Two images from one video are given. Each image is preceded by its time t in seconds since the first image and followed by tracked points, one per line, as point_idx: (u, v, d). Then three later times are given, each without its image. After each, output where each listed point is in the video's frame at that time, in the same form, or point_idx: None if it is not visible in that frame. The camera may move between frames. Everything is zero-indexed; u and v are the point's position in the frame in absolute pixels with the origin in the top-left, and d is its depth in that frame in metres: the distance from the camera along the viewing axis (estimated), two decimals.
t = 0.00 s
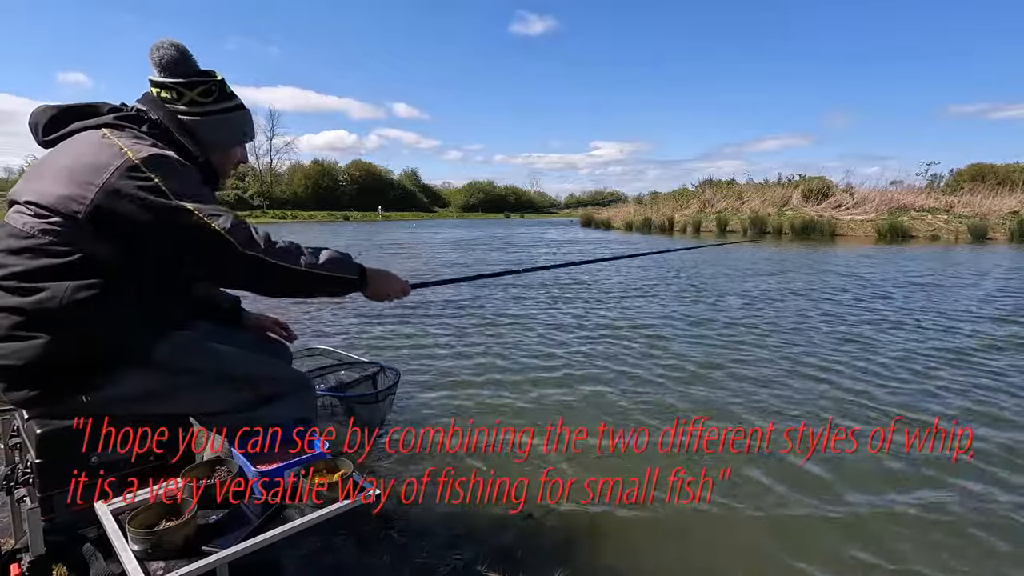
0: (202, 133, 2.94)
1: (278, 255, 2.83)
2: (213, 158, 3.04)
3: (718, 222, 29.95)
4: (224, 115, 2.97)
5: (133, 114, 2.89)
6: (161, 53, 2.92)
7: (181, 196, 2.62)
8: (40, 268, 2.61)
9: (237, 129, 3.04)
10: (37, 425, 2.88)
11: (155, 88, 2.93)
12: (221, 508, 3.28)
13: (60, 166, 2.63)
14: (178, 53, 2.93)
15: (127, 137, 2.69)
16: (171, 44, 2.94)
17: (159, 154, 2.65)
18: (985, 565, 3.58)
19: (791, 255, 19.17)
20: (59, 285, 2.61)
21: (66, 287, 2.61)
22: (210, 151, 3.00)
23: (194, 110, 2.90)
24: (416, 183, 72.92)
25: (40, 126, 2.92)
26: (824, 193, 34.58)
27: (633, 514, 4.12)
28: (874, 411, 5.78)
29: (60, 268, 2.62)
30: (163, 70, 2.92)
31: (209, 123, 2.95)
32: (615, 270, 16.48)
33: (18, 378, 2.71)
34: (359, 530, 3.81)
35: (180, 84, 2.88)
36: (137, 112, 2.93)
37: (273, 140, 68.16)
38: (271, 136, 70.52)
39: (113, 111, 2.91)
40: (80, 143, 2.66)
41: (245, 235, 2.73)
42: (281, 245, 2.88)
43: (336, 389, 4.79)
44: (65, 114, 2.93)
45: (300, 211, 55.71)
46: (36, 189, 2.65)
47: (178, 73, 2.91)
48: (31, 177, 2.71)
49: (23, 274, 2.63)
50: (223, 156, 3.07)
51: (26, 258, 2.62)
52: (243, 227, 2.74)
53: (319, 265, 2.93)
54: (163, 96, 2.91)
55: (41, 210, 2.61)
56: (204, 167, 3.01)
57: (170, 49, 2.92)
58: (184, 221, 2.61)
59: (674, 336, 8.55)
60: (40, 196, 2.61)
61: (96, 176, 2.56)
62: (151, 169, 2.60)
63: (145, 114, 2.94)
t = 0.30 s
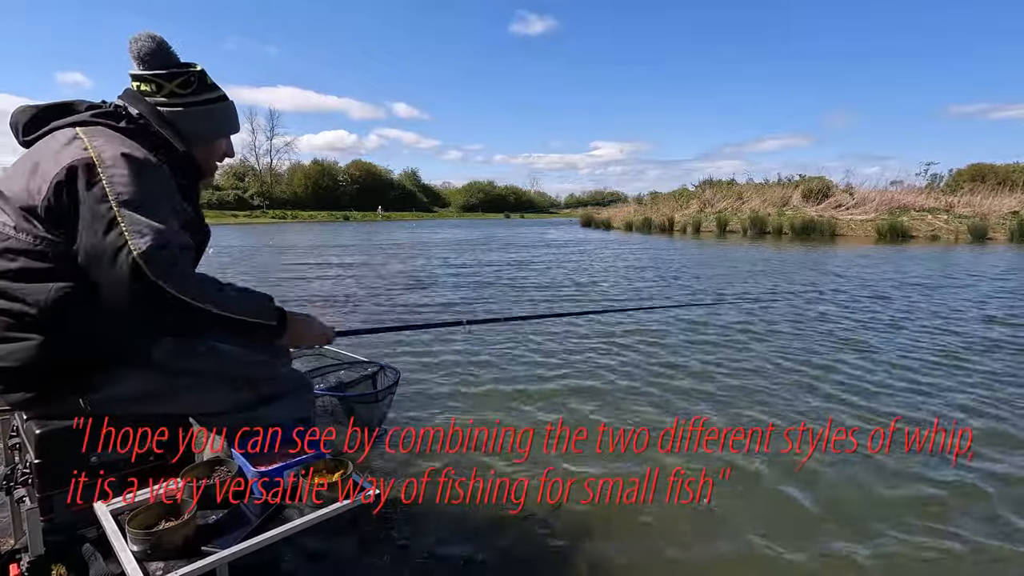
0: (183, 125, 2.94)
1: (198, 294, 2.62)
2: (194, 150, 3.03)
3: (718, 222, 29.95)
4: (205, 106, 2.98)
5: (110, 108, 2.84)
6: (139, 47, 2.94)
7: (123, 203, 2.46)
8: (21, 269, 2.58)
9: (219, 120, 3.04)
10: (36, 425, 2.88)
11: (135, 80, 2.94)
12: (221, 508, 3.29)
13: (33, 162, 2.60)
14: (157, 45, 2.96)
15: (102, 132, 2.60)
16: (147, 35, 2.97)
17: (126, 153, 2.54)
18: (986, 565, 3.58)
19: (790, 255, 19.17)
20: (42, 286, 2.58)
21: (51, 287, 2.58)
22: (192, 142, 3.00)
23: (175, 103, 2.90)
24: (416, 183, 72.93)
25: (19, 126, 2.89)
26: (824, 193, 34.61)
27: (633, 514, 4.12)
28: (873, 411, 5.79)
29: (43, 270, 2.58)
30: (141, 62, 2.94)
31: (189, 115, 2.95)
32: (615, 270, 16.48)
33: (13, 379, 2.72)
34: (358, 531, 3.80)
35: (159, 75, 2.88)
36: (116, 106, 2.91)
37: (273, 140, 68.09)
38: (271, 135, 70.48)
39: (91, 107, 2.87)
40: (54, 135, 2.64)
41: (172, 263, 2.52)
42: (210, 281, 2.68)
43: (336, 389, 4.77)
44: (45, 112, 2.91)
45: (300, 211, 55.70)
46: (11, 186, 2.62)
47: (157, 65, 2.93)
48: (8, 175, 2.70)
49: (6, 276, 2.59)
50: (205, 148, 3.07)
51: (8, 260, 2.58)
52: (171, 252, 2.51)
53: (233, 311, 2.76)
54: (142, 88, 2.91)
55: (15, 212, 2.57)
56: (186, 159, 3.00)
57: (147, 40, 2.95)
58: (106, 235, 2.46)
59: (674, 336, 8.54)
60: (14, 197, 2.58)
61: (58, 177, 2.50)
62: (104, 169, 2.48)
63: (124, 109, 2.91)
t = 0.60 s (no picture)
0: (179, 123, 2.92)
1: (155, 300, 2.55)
2: (188, 147, 3.02)
3: (718, 222, 29.94)
4: (200, 103, 2.97)
5: (104, 107, 2.83)
6: (134, 44, 2.94)
7: (94, 202, 2.44)
8: (11, 270, 2.59)
9: (214, 117, 3.04)
10: (35, 425, 2.87)
11: (129, 78, 2.93)
12: (220, 509, 3.30)
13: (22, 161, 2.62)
14: (151, 42, 2.96)
15: (90, 130, 2.60)
16: (141, 33, 2.96)
17: (110, 151, 2.54)
18: (986, 564, 3.57)
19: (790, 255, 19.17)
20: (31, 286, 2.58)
21: (41, 287, 2.57)
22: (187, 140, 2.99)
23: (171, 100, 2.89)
24: (416, 183, 72.94)
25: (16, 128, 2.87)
26: (824, 193, 34.62)
27: (633, 514, 4.11)
28: (874, 411, 5.78)
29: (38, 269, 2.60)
30: (136, 59, 2.93)
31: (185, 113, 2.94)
32: (615, 270, 16.48)
33: (8, 380, 2.73)
34: (358, 531, 3.80)
35: (153, 72, 2.87)
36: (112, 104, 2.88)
37: (273, 140, 68.04)
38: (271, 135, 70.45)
39: (85, 105, 2.86)
40: (43, 134, 2.66)
41: (135, 267, 2.47)
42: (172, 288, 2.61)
43: (336, 389, 4.76)
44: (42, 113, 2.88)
45: (300, 211, 55.70)
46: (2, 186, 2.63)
47: (151, 62, 2.93)
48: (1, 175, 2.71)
49: (0, 276, 2.60)
50: (199, 147, 3.06)
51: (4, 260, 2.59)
52: (132, 254, 2.46)
53: (192, 320, 2.68)
54: (136, 86, 2.91)
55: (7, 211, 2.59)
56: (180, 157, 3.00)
57: (141, 37, 2.95)
58: (69, 230, 2.42)
59: (674, 336, 8.54)
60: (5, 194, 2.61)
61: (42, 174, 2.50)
62: (82, 168, 2.47)
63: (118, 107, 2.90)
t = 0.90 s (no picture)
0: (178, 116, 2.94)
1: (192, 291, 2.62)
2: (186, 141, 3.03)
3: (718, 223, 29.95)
4: (198, 97, 2.97)
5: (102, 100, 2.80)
6: (129, 38, 2.92)
7: (128, 199, 2.47)
8: (21, 265, 2.56)
9: (212, 112, 3.05)
10: (33, 426, 2.86)
11: (125, 71, 2.93)
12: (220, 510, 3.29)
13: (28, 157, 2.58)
14: (148, 35, 2.95)
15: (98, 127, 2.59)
16: (138, 27, 2.96)
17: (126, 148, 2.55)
18: (986, 563, 3.56)
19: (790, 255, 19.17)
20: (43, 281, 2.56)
21: (54, 282, 2.56)
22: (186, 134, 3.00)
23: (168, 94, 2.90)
24: (416, 183, 72.97)
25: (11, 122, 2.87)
26: (824, 193, 34.61)
27: (634, 515, 4.10)
28: (874, 411, 5.77)
29: (43, 265, 2.56)
30: (132, 53, 2.93)
31: (182, 106, 2.95)
32: (615, 270, 16.47)
33: (8, 380, 2.66)
34: (358, 531, 3.79)
35: (149, 66, 2.87)
36: (109, 98, 2.88)
37: (273, 140, 68.05)
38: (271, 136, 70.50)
39: (82, 99, 2.85)
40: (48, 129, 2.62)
41: (176, 259, 2.54)
42: (202, 279, 2.67)
43: (336, 388, 4.75)
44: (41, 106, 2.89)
45: (300, 211, 55.72)
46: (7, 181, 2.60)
47: (147, 56, 2.93)
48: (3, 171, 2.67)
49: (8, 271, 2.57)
50: (197, 139, 3.07)
51: (10, 255, 2.56)
52: (167, 247, 2.51)
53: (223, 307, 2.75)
54: (133, 79, 2.91)
55: (21, 208, 2.55)
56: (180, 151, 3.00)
57: (137, 31, 2.94)
58: (109, 231, 2.45)
59: (674, 336, 8.53)
60: (16, 193, 2.56)
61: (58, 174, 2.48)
62: (106, 165, 2.48)
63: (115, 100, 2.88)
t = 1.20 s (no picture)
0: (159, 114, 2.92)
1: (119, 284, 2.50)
2: (170, 138, 3.02)
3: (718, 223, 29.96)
4: (184, 95, 2.99)
5: (83, 100, 2.80)
6: (117, 38, 2.96)
7: (55, 186, 2.40)
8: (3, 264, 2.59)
9: (198, 110, 3.05)
10: (34, 426, 2.87)
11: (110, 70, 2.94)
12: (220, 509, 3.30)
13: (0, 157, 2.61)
14: (133, 35, 2.98)
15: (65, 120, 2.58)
16: (123, 26, 2.99)
17: (80, 139, 2.51)
18: (985, 564, 3.57)
19: (790, 255, 19.19)
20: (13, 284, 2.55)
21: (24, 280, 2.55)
22: (168, 132, 2.99)
23: (153, 91, 2.89)
24: (416, 183, 73.00)
25: None
26: (824, 193, 34.66)
27: (632, 515, 4.11)
28: (874, 411, 5.78)
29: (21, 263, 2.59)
30: (118, 52, 2.95)
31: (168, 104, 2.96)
32: (615, 270, 16.48)
33: None
34: (357, 530, 3.80)
35: (134, 64, 2.89)
36: (93, 97, 2.89)
37: (273, 140, 68.03)
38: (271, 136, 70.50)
39: (65, 99, 2.85)
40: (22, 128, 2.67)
41: (99, 248, 2.42)
42: (137, 274, 2.55)
43: (336, 389, 4.76)
44: (30, 105, 2.89)
45: (299, 211, 55.73)
46: None
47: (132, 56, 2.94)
48: None
49: None
50: (182, 138, 3.06)
51: None
52: (95, 236, 2.40)
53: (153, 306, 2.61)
54: (118, 78, 2.92)
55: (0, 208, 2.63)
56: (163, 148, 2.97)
57: (123, 29, 2.97)
58: (29, 212, 2.40)
59: (674, 336, 8.54)
60: None
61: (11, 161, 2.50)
62: (47, 153, 2.44)
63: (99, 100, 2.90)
